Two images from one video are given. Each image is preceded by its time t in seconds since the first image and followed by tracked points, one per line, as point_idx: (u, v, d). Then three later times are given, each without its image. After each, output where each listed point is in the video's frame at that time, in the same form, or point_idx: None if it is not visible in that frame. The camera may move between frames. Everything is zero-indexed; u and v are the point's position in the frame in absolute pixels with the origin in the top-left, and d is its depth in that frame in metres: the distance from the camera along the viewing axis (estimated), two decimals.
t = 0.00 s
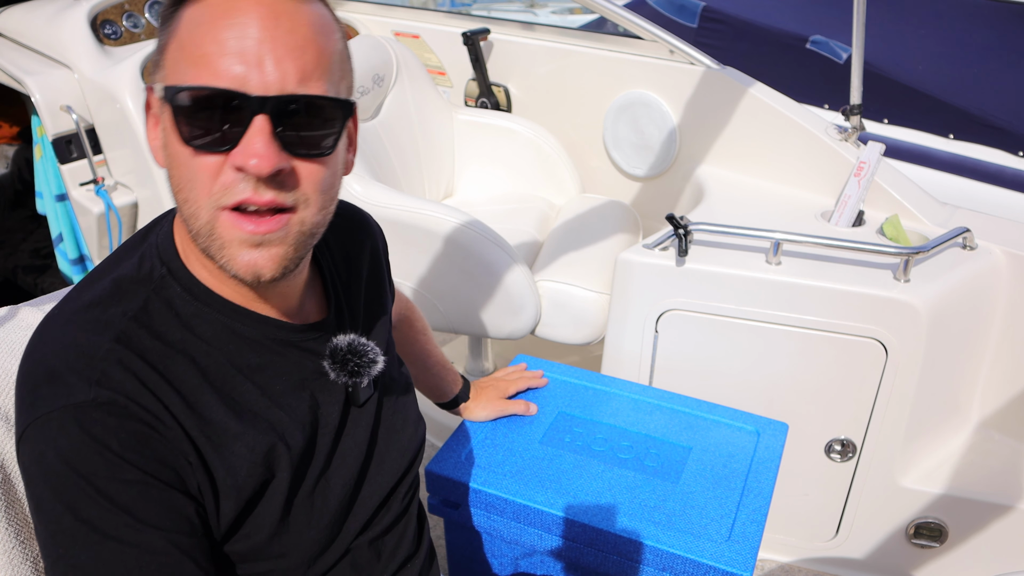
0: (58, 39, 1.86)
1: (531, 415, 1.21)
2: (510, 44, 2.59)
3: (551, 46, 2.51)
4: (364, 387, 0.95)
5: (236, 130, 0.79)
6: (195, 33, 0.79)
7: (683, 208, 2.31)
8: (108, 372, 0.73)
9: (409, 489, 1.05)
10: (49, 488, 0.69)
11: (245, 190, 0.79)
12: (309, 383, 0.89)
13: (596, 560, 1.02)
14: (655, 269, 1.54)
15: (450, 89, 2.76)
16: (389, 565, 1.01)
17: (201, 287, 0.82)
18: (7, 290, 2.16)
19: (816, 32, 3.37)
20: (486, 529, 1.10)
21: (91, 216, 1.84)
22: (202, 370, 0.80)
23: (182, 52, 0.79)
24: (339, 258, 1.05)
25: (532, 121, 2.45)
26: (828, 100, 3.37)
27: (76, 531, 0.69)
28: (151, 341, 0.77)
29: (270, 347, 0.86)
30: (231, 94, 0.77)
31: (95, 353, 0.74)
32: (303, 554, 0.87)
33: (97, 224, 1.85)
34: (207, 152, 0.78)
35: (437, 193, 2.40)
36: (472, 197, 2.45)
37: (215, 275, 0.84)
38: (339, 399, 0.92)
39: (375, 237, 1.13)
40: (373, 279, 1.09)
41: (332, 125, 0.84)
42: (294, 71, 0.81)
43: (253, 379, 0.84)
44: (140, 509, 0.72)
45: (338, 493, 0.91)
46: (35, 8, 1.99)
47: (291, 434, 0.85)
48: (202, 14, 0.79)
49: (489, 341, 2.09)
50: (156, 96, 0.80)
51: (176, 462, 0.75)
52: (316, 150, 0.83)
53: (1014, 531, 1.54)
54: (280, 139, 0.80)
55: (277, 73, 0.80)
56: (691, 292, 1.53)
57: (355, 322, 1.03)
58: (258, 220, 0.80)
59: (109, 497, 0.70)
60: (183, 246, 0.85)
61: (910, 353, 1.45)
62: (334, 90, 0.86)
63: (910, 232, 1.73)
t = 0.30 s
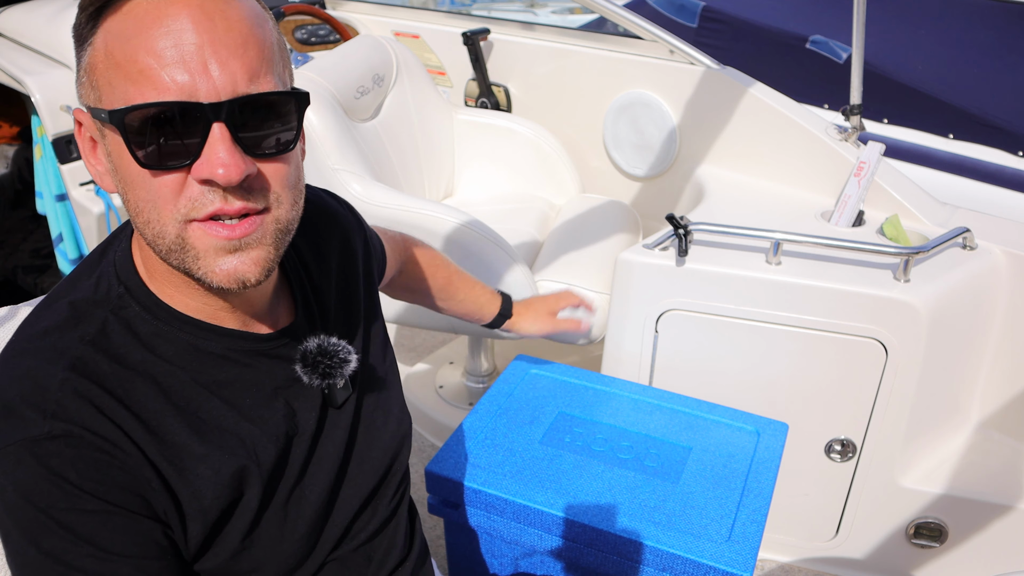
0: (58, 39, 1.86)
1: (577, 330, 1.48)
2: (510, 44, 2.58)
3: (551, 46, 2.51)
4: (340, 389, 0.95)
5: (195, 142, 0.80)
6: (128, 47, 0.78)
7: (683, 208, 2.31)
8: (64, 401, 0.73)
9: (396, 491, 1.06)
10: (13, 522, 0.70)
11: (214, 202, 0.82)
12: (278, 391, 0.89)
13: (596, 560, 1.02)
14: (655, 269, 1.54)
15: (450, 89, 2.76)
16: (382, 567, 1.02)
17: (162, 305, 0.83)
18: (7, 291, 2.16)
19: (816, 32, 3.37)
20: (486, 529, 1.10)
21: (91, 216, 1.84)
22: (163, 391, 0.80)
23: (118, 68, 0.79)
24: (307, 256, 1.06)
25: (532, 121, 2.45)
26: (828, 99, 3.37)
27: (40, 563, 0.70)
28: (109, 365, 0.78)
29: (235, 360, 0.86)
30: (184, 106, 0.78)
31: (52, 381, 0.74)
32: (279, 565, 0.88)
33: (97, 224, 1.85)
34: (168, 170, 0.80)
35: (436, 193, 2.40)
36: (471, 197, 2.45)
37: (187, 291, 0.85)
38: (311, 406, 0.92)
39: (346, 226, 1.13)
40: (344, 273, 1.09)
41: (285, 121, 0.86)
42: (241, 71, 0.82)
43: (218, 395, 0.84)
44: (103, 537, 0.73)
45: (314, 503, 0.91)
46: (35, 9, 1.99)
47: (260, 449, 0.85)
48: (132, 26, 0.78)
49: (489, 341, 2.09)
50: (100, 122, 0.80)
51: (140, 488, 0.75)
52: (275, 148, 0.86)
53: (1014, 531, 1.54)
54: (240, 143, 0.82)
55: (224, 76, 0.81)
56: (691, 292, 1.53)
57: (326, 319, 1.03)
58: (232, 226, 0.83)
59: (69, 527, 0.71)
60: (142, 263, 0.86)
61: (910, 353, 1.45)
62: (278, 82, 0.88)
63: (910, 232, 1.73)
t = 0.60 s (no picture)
0: (58, 39, 1.86)
1: (559, 415, 1.21)
2: (510, 44, 2.58)
3: (551, 46, 2.51)
4: (345, 390, 0.96)
5: (174, 135, 0.79)
6: (109, 42, 0.78)
7: (683, 208, 2.31)
8: (70, 396, 0.73)
9: (400, 490, 1.06)
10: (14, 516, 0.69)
11: (198, 192, 0.81)
12: (285, 389, 0.90)
13: (596, 560, 1.02)
14: (655, 269, 1.54)
15: (450, 89, 2.76)
16: (385, 567, 1.02)
17: (169, 300, 0.83)
18: (7, 291, 2.16)
19: (816, 32, 3.37)
20: (486, 529, 1.10)
21: (91, 216, 1.84)
22: (170, 387, 0.80)
23: (102, 65, 0.79)
24: (313, 259, 1.06)
25: (532, 121, 2.45)
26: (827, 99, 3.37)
27: (40, 557, 0.70)
28: (116, 360, 0.78)
29: (242, 357, 0.87)
30: (161, 99, 0.78)
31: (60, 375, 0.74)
32: (280, 564, 0.88)
33: (97, 224, 1.85)
34: (151, 163, 0.80)
35: (437, 193, 2.40)
36: (471, 197, 2.45)
37: (182, 287, 0.85)
38: (317, 405, 0.92)
39: (348, 230, 1.14)
40: (348, 271, 1.09)
41: (269, 109, 0.85)
42: (219, 61, 0.82)
43: (223, 391, 0.84)
44: (101, 534, 0.72)
45: (317, 502, 0.91)
46: (34, 9, 1.99)
47: (264, 446, 0.85)
48: (113, 22, 0.79)
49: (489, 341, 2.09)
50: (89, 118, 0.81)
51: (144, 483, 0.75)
52: (260, 139, 0.85)
53: (1014, 531, 1.54)
54: (220, 133, 0.82)
55: (201, 67, 0.81)
56: (691, 291, 1.53)
57: (334, 317, 1.03)
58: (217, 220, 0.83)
59: (70, 523, 0.70)
60: (147, 255, 0.86)
61: (910, 353, 1.45)
62: (262, 73, 0.88)
63: (910, 232, 1.73)
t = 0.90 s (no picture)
0: (58, 39, 1.86)
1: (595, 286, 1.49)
2: (510, 44, 2.59)
3: (551, 46, 2.51)
4: (360, 377, 0.95)
5: (214, 121, 0.81)
6: (156, 28, 0.80)
7: (683, 208, 2.31)
8: (77, 388, 0.72)
9: (408, 482, 1.06)
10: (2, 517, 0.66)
11: (236, 180, 0.82)
12: (300, 378, 0.89)
13: (596, 560, 1.02)
14: (655, 269, 1.53)
15: (450, 89, 2.76)
16: (395, 566, 1.03)
17: (188, 286, 0.82)
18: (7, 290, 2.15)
19: (816, 32, 3.37)
20: (486, 529, 1.10)
21: (90, 216, 1.84)
22: (183, 376, 0.79)
23: (148, 50, 0.81)
24: (324, 252, 1.05)
25: (532, 121, 2.45)
26: (827, 100, 3.36)
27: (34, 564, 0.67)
28: (130, 349, 0.76)
29: (260, 346, 0.85)
30: (204, 85, 0.79)
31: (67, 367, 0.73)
32: (294, 552, 0.88)
33: (97, 224, 1.85)
34: (190, 147, 0.81)
35: (437, 193, 2.40)
36: (471, 197, 2.45)
37: (201, 272, 0.86)
38: (330, 392, 0.92)
39: (355, 225, 1.13)
40: (359, 266, 1.09)
41: (307, 103, 0.87)
42: (263, 54, 0.83)
43: (238, 381, 0.83)
44: (64, 551, 0.68)
45: (331, 488, 0.91)
46: (34, 9, 1.99)
47: (278, 434, 0.84)
48: (162, 9, 0.80)
49: (489, 340, 2.09)
50: (130, 102, 0.83)
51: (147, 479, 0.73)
52: (293, 133, 0.86)
53: (1014, 531, 1.54)
54: (259, 123, 0.83)
55: (245, 58, 0.82)
56: (691, 292, 1.53)
57: (348, 311, 1.02)
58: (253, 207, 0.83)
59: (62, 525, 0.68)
60: (168, 247, 0.86)
61: (910, 353, 1.45)
62: (301, 69, 0.89)
63: (910, 232, 1.73)
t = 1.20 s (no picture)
0: (58, 39, 1.86)
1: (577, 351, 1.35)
2: (510, 44, 2.59)
3: (551, 46, 2.51)
4: (351, 375, 0.96)
5: (209, 118, 0.81)
6: (152, 28, 0.80)
7: (683, 208, 2.31)
8: (62, 373, 0.72)
9: (402, 485, 1.07)
10: None
11: (228, 176, 0.82)
12: (290, 376, 0.89)
13: (596, 560, 1.02)
14: (655, 269, 1.53)
15: (450, 89, 2.76)
16: (387, 568, 1.02)
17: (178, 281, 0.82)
18: (7, 291, 2.15)
19: (816, 32, 3.37)
20: (486, 529, 1.10)
21: (91, 216, 1.84)
22: (168, 368, 0.79)
23: (143, 50, 0.81)
24: (322, 252, 1.06)
25: (532, 121, 2.45)
26: (827, 100, 3.36)
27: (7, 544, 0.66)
28: (116, 337, 0.77)
29: (248, 341, 0.86)
30: (200, 82, 0.79)
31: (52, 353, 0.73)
32: (272, 549, 0.87)
33: (97, 224, 1.85)
34: (184, 144, 0.81)
35: (436, 193, 2.40)
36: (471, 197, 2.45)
37: (195, 271, 0.86)
38: (319, 392, 0.92)
39: (353, 226, 1.14)
40: (356, 266, 1.09)
41: (301, 101, 0.87)
42: (255, 53, 0.84)
43: (223, 374, 0.83)
44: (32, 534, 0.67)
45: (316, 486, 0.91)
46: (35, 9, 1.99)
47: (261, 429, 0.84)
48: (157, 9, 0.80)
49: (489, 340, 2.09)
50: (127, 99, 0.82)
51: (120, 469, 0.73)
52: (287, 129, 0.86)
53: (1014, 531, 1.54)
54: (252, 119, 0.83)
55: (238, 57, 0.83)
56: (691, 292, 1.53)
57: (341, 311, 1.02)
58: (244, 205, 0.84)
59: (25, 516, 0.67)
60: (163, 244, 0.86)
61: (910, 354, 1.45)
62: (294, 67, 0.89)
63: (910, 232, 1.73)
